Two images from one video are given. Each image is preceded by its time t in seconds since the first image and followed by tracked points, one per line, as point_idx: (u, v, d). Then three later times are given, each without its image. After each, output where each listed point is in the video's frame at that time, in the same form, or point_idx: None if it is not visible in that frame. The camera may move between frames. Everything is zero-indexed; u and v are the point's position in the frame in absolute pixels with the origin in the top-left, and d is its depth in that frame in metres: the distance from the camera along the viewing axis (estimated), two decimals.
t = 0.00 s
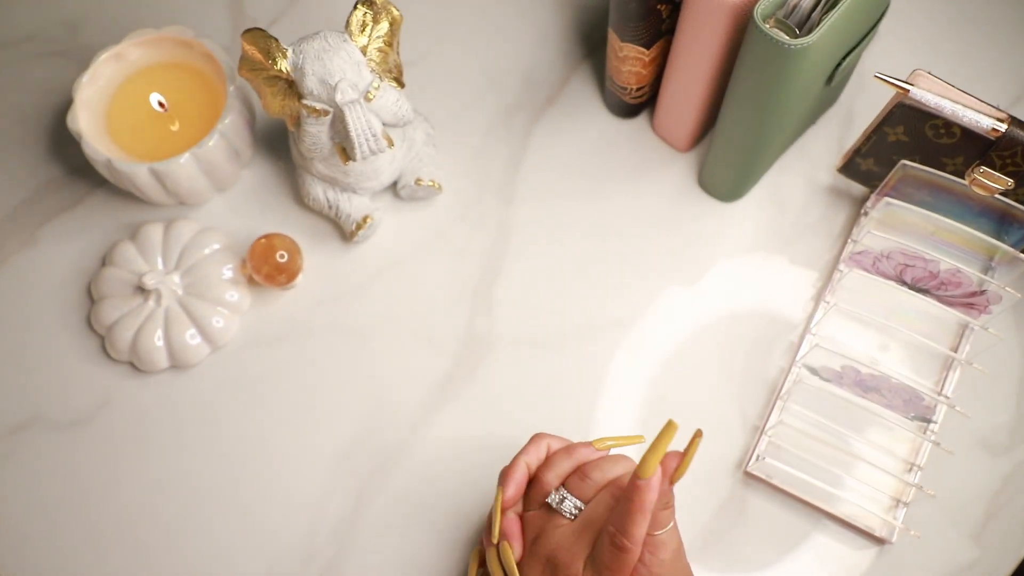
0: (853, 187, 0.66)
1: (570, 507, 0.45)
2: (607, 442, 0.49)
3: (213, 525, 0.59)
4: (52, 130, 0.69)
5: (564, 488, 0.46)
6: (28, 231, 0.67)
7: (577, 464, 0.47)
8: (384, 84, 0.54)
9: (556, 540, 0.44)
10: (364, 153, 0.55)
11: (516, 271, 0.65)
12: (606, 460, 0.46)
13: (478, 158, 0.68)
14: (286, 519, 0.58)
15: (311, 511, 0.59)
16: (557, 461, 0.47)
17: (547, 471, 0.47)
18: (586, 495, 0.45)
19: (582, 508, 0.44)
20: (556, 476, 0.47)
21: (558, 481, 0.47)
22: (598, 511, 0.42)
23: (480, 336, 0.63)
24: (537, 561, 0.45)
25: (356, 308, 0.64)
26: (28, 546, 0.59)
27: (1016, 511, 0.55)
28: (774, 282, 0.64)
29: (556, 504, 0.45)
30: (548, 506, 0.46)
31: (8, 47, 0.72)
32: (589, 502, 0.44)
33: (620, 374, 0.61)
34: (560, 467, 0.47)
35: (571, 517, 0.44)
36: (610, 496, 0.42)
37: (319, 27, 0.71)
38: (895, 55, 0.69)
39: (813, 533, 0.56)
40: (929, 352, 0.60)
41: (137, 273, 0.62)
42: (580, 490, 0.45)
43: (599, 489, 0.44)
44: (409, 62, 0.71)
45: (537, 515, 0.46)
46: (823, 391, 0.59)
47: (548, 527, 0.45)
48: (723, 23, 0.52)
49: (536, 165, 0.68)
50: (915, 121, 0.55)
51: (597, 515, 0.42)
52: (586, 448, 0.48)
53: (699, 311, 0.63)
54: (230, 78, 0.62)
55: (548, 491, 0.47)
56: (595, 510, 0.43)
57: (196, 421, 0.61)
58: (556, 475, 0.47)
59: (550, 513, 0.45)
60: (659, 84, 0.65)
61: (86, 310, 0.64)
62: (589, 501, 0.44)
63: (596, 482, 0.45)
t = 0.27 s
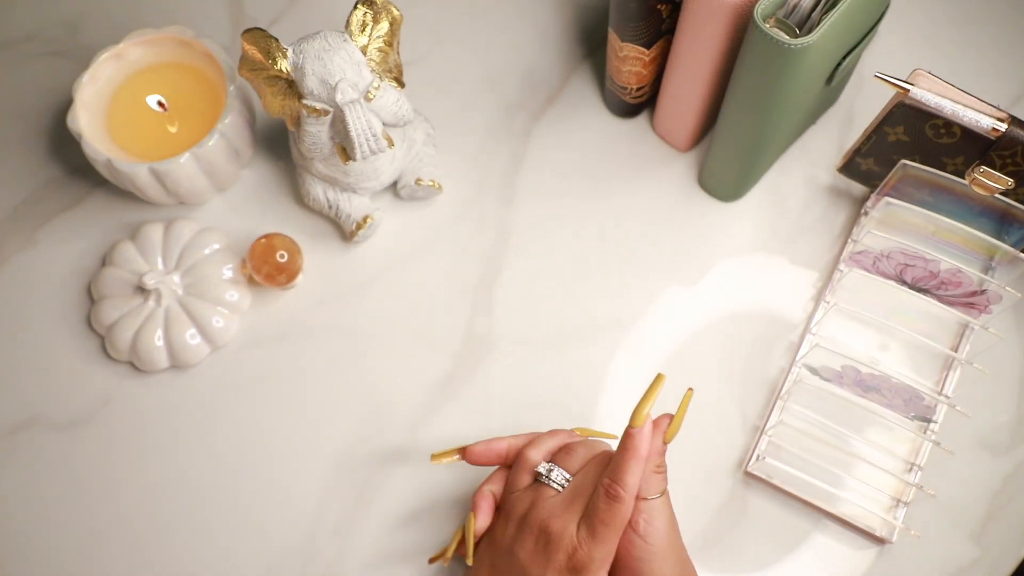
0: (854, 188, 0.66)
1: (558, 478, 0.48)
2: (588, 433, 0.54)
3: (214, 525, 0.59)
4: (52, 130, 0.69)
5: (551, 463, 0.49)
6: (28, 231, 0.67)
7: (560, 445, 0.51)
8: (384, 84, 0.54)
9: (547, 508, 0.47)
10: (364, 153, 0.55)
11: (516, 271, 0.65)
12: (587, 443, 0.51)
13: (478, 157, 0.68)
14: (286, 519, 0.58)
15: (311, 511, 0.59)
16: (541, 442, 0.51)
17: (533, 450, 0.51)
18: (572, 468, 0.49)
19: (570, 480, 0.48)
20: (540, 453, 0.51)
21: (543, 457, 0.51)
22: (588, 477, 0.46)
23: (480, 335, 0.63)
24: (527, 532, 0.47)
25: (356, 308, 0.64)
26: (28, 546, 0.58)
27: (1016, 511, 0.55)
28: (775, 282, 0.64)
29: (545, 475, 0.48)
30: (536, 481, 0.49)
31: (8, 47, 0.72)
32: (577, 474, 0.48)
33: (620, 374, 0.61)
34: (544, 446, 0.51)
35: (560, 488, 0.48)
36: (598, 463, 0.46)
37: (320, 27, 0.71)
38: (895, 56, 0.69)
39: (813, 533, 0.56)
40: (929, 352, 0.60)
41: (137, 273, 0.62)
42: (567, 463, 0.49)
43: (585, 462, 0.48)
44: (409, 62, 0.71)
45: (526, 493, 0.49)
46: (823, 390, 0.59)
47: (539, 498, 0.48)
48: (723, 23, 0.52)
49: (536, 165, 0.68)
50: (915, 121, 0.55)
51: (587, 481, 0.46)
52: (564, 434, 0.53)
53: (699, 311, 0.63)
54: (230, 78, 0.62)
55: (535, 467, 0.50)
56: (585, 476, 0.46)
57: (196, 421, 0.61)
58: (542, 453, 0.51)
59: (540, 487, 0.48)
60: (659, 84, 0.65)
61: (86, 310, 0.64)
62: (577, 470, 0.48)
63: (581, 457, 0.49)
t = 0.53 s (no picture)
0: (854, 188, 0.66)
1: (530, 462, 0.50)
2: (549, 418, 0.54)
3: (214, 525, 0.59)
4: (52, 130, 0.69)
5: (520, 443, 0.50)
6: (28, 231, 0.67)
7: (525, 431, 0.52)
8: (384, 84, 0.54)
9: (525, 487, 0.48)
10: (364, 153, 0.55)
11: (515, 271, 0.65)
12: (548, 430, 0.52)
13: (479, 157, 0.68)
14: (287, 519, 0.58)
15: (311, 511, 0.59)
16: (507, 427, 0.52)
17: (501, 433, 0.51)
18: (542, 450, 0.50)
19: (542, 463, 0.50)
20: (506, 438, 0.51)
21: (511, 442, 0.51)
22: (570, 460, 0.49)
23: (480, 335, 0.63)
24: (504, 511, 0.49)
25: (356, 308, 0.64)
26: (28, 546, 0.58)
27: (1016, 511, 0.55)
28: (775, 282, 0.64)
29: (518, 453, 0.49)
30: (506, 461, 0.50)
31: (8, 47, 0.72)
32: (553, 454, 0.50)
33: (620, 374, 0.61)
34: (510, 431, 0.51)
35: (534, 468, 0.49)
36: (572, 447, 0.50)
37: (320, 27, 0.71)
38: (895, 56, 0.69)
39: (813, 533, 0.56)
40: (929, 352, 0.60)
41: (137, 273, 0.62)
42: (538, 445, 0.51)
43: (557, 443, 0.51)
44: (409, 62, 0.71)
45: (497, 473, 0.50)
46: (824, 390, 0.59)
47: (512, 478, 0.49)
48: (723, 23, 0.52)
49: (536, 165, 0.68)
50: (916, 121, 0.55)
51: (570, 464, 0.49)
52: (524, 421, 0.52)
53: (699, 311, 0.63)
54: (230, 78, 0.62)
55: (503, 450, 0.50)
56: (566, 460, 0.49)
57: (196, 421, 0.61)
58: (511, 434, 0.51)
59: (512, 467, 0.49)
60: (659, 84, 0.65)
61: (86, 310, 0.64)
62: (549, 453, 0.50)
63: (550, 441, 0.51)
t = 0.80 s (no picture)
0: (854, 188, 0.66)
1: (537, 480, 0.47)
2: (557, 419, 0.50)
3: (214, 526, 0.59)
4: (52, 130, 0.69)
5: (528, 458, 0.48)
6: (28, 231, 0.67)
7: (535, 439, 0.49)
8: (384, 84, 0.54)
9: (528, 511, 0.45)
10: (364, 153, 0.55)
11: (516, 272, 0.65)
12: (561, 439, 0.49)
13: (479, 157, 0.68)
14: (286, 519, 0.58)
15: (310, 512, 0.59)
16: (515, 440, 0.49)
17: (506, 449, 0.48)
18: (551, 466, 0.47)
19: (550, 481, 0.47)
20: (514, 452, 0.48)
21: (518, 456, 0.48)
22: (577, 481, 0.46)
23: (480, 335, 0.63)
24: (506, 533, 0.46)
25: (356, 308, 0.64)
26: (28, 546, 0.58)
27: (1016, 511, 0.55)
28: (775, 282, 0.64)
29: (524, 471, 0.47)
30: (513, 477, 0.47)
31: (8, 47, 0.72)
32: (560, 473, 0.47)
33: (620, 374, 0.61)
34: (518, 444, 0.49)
35: (540, 487, 0.47)
36: (581, 466, 0.47)
37: (320, 27, 0.71)
38: (895, 56, 0.69)
39: (813, 533, 0.56)
40: (929, 352, 0.60)
41: (137, 272, 0.62)
42: (545, 461, 0.48)
43: (566, 460, 0.48)
44: (409, 62, 0.71)
45: (503, 489, 0.47)
46: (823, 390, 0.59)
47: (517, 498, 0.46)
48: (723, 23, 0.52)
49: (536, 165, 0.68)
50: (915, 121, 0.55)
51: (577, 484, 0.46)
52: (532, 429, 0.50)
53: (699, 311, 0.63)
54: (230, 78, 0.62)
55: (509, 467, 0.48)
56: (572, 481, 0.46)
57: (196, 421, 0.61)
58: (518, 447, 0.49)
59: (518, 486, 0.47)
60: (659, 83, 0.65)
61: (86, 310, 0.64)
62: (556, 472, 0.47)
63: (560, 453, 0.48)
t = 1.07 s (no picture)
0: (854, 187, 0.66)
1: (546, 533, 0.43)
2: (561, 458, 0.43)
3: (214, 525, 0.59)
4: (52, 129, 0.69)
5: (534, 513, 0.43)
6: (28, 231, 0.67)
7: (542, 485, 0.43)
8: (384, 84, 0.54)
9: (540, 564, 0.43)
10: (365, 152, 0.55)
11: (516, 272, 0.65)
12: (570, 472, 0.44)
13: (479, 157, 0.68)
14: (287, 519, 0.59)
15: (311, 511, 0.59)
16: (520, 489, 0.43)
17: (507, 510, 0.43)
18: (560, 517, 0.43)
19: (560, 530, 0.43)
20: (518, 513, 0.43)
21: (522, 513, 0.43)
22: (587, 532, 0.42)
23: (480, 335, 0.63)
24: None
25: (356, 308, 0.64)
26: (29, 546, 0.59)
27: (1016, 510, 0.55)
28: (774, 282, 0.64)
29: (531, 530, 0.43)
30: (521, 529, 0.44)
31: (8, 46, 0.72)
32: (570, 525, 0.43)
33: (620, 374, 0.61)
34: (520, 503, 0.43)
35: (550, 539, 0.43)
36: (592, 515, 0.42)
37: (320, 27, 0.72)
38: (894, 55, 0.69)
39: (813, 533, 0.57)
40: (929, 352, 0.60)
41: (137, 272, 0.62)
42: (553, 514, 0.43)
43: (576, 509, 0.43)
44: (409, 62, 0.71)
45: (513, 540, 0.44)
46: (823, 390, 0.59)
47: (527, 553, 0.43)
48: (723, 23, 0.52)
49: (536, 165, 0.68)
50: (915, 121, 0.55)
51: (587, 537, 0.42)
52: (536, 475, 0.43)
53: (699, 311, 0.63)
54: (230, 78, 0.62)
55: (515, 524, 0.43)
56: (581, 534, 0.42)
57: (196, 421, 0.61)
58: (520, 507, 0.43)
59: (527, 540, 0.43)
60: (659, 83, 0.65)
61: (87, 310, 0.64)
62: (565, 523, 0.43)
63: (570, 502, 0.43)
